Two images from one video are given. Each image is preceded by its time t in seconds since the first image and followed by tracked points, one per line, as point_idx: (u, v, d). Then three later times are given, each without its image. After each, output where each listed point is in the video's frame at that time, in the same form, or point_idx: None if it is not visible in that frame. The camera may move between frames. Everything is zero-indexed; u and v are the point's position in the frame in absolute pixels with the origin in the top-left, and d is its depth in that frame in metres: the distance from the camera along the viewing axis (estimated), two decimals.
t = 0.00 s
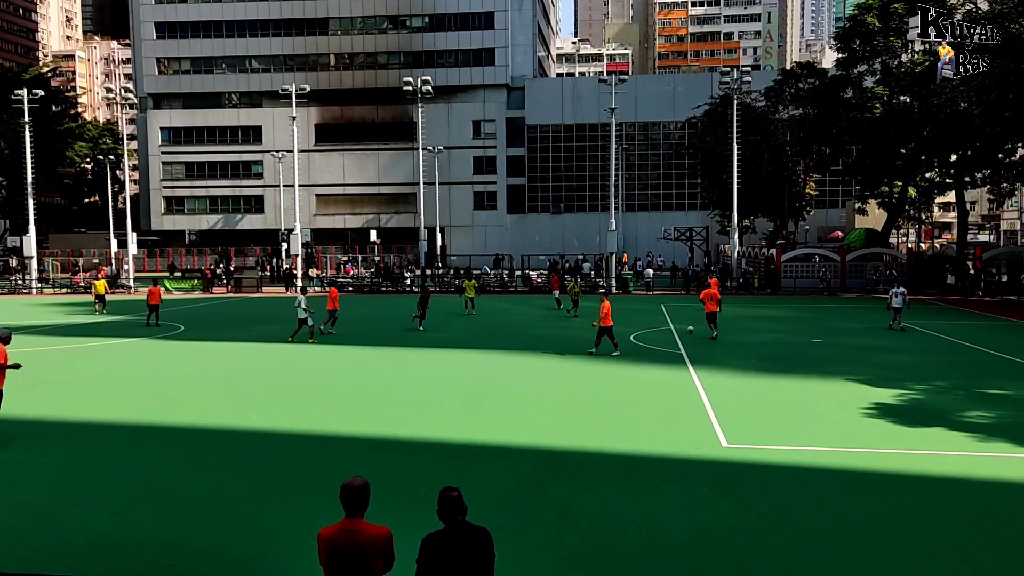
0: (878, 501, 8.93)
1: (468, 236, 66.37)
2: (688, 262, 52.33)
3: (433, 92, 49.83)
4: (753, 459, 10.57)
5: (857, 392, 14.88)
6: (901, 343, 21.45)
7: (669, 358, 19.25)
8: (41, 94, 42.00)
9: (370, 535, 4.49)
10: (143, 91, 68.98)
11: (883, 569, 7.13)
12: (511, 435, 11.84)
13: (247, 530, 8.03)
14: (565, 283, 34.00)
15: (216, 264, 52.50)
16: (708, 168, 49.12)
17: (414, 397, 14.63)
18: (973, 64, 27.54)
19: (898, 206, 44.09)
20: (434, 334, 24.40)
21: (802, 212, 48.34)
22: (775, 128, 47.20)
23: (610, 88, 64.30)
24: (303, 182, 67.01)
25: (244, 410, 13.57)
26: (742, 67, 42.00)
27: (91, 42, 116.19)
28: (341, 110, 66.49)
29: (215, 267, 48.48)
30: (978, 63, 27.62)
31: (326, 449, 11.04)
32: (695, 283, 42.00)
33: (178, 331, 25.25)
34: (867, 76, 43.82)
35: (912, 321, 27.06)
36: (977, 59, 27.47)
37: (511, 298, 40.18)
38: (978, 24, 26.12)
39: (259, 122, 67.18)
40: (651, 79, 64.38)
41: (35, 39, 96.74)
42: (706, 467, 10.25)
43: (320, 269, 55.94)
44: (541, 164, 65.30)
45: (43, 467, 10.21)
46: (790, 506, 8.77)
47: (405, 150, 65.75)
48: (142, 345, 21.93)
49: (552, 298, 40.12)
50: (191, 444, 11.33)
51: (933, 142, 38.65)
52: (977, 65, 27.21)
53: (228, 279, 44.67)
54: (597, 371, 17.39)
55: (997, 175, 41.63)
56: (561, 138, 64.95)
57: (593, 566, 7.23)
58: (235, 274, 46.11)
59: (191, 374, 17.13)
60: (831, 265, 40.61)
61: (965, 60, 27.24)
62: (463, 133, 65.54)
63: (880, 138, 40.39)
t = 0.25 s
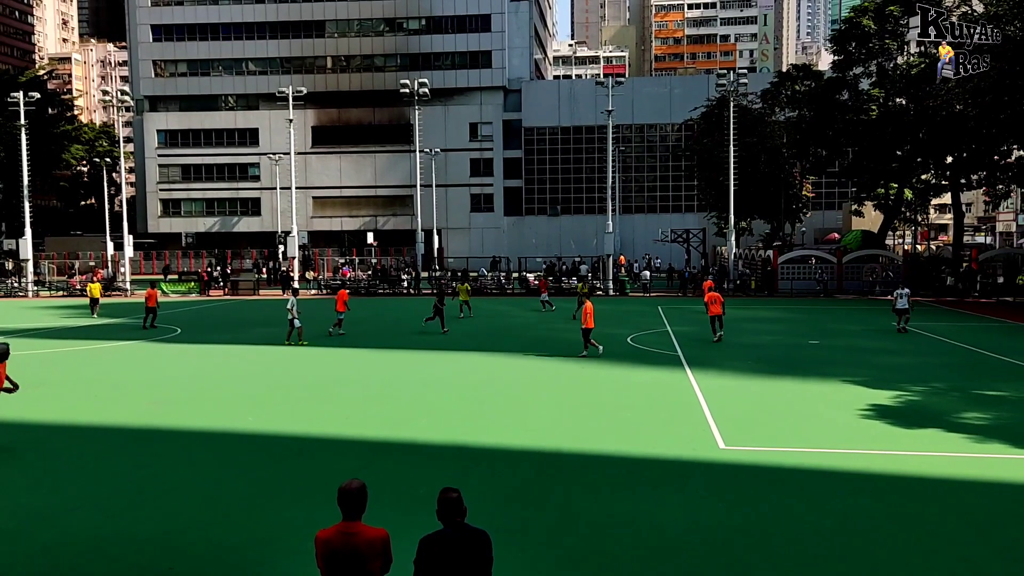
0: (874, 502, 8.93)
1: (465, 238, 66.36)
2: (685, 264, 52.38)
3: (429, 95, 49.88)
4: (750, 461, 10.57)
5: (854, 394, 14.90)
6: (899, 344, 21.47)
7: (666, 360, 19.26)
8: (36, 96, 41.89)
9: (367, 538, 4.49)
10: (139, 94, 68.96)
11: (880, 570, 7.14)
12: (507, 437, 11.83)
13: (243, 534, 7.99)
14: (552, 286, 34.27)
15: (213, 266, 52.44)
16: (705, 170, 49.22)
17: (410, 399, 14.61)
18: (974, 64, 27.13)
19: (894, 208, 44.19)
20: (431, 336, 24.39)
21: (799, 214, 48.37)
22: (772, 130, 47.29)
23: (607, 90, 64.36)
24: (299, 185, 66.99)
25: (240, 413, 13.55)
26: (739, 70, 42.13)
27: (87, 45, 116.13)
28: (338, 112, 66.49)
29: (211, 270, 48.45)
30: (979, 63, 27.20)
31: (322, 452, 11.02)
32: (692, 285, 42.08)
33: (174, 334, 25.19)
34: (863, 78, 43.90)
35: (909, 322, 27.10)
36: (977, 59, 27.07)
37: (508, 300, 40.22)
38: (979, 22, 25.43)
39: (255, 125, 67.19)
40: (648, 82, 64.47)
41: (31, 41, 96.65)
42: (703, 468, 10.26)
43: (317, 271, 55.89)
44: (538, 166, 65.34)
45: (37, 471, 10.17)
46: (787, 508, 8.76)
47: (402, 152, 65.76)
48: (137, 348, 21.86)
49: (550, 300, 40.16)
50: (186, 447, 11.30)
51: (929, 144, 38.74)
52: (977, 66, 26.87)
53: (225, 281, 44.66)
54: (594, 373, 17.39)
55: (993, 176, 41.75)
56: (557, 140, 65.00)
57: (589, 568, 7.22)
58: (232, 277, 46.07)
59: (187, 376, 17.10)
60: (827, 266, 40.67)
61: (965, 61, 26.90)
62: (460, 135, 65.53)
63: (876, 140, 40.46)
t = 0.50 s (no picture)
0: (873, 503, 8.94)
1: (463, 240, 66.36)
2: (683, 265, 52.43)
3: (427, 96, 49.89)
4: (748, 462, 10.58)
5: (852, 395, 14.92)
6: (897, 345, 21.49)
7: (664, 361, 19.28)
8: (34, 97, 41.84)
9: (366, 539, 4.48)
10: (137, 95, 68.93)
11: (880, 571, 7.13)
12: (505, 438, 11.82)
13: (241, 535, 7.98)
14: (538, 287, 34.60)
15: (211, 268, 52.41)
16: (703, 172, 49.30)
17: (408, 401, 14.60)
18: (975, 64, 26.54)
19: (891, 210, 44.28)
20: (429, 337, 24.39)
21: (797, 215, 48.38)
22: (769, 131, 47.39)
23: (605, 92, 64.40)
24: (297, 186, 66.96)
25: (238, 414, 13.53)
26: (736, 72, 42.23)
27: (85, 47, 116.05)
28: (336, 113, 66.50)
29: (209, 271, 48.43)
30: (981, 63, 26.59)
31: (318, 454, 11.00)
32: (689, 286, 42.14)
33: (171, 336, 25.16)
34: (860, 80, 43.99)
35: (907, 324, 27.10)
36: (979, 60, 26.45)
37: (506, 301, 40.25)
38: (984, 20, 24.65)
39: (253, 126, 67.18)
40: (646, 83, 64.52)
41: (28, 42, 96.57)
42: (700, 469, 10.27)
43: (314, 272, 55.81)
44: (536, 168, 65.41)
45: (35, 473, 10.16)
46: (784, 509, 8.78)
47: (400, 154, 65.76)
48: (134, 349, 21.85)
49: (548, 301, 40.19)
50: (184, 449, 11.27)
51: (926, 145, 38.83)
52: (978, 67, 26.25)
53: (223, 282, 44.63)
54: (592, 374, 17.38)
55: (990, 178, 41.87)
56: (556, 141, 65.08)
57: (587, 569, 7.22)
58: (230, 278, 46.06)
59: (184, 378, 17.08)
60: (825, 268, 40.74)
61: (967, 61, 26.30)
62: (458, 137, 65.50)
63: (873, 141, 40.53)
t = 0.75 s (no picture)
0: (870, 504, 8.95)
1: (462, 240, 66.32)
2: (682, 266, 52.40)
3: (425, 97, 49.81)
4: (748, 463, 10.59)
5: (851, 396, 14.93)
6: (896, 346, 21.50)
7: (663, 361, 19.29)
8: (33, 97, 41.75)
9: (365, 541, 4.48)
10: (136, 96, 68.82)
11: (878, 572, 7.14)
12: (505, 439, 11.83)
13: (240, 536, 7.98)
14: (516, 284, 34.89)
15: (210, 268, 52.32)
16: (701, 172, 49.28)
17: (407, 401, 14.60)
18: (975, 64, 26.38)
19: (889, 210, 44.35)
20: (428, 338, 24.38)
21: (795, 216, 48.32)
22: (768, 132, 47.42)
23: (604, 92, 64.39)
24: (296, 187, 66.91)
25: (238, 415, 13.53)
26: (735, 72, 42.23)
27: (84, 47, 115.88)
28: (335, 114, 66.49)
29: (208, 271, 48.33)
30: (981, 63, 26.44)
31: (317, 454, 10.99)
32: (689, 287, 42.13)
33: (170, 336, 25.14)
34: (858, 81, 44.02)
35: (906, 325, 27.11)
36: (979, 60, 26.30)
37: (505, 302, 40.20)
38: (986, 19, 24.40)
39: (252, 127, 67.13)
40: (644, 84, 64.53)
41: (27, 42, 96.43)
42: (700, 470, 10.27)
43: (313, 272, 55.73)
44: (535, 168, 65.41)
45: (33, 473, 10.15)
46: (782, 509, 8.80)
47: (398, 154, 65.73)
48: (133, 349, 21.83)
49: (547, 301, 40.12)
50: (182, 449, 11.26)
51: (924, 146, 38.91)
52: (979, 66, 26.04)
53: (221, 283, 44.54)
54: (591, 375, 17.39)
55: (988, 178, 41.96)
56: (554, 142, 65.10)
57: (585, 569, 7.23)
58: (228, 279, 46.01)
59: (183, 379, 17.06)
60: (823, 269, 40.80)
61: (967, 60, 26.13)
62: (456, 137, 65.45)
63: (872, 142, 40.58)
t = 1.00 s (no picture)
0: (866, 503, 9.01)
1: (461, 240, 66.39)
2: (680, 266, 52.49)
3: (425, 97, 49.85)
4: (745, 462, 10.65)
5: (849, 395, 14.99)
6: (894, 346, 21.55)
7: (662, 361, 19.34)
8: (33, 98, 41.81)
9: (363, 541, 4.52)
10: (135, 96, 68.89)
11: (873, 571, 7.19)
12: (505, 439, 11.88)
13: (241, 535, 8.03)
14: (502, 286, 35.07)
15: (209, 267, 52.35)
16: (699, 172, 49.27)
17: (406, 401, 14.65)
18: (974, 64, 26.36)
19: (886, 210, 44.39)
20: (428, 337, 24.44)
21: (793, 215, 48.37)
22: (765, 133, 47.46)
23: (603, 92, 64.43)
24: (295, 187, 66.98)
25: (239, 414, 13.59)
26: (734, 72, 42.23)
27: (84, 47, 116.00)
28: (334, 114, 66.57)
29: (207, 271, 48.37)
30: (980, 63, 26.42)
31: (316, 453, 11.03)
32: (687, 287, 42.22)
33: (169, 336, 25.19)
34: (856, 81, 44.04)
35: (904, 325, 27.18)
36: (978, 59, 26.29)
37: (505, 302, 40.29)
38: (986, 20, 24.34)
39: (251, 127, 67.20)
40: (643, 85, 64.61)
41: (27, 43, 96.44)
42: (699, 469, 10.33)
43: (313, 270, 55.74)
44: (534, 168, 65.46)
45: (33, 472, 10.21)
46: (778, 508, 8.85)
47: (398, 154, 65.78)
48: (133, 349, 21.88)
49: (546, 302, 40.18)
50: (181, 448, 11.31)
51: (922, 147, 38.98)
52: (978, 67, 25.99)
53: (221, 282, 44.58)
54: (590, 374, 17.44)
55: (986, 178, 42.08)
56: (553, 142, 65.17)
57: (581, 569, 7.28)
58: (228, 278, 46.11)
59: (183, 378, 17.08)
60: (821, 268, 40.86)
61: (966, 60, 26.11)
62: (455, 137, 65.49)
63: (870, 143, 40.60)
